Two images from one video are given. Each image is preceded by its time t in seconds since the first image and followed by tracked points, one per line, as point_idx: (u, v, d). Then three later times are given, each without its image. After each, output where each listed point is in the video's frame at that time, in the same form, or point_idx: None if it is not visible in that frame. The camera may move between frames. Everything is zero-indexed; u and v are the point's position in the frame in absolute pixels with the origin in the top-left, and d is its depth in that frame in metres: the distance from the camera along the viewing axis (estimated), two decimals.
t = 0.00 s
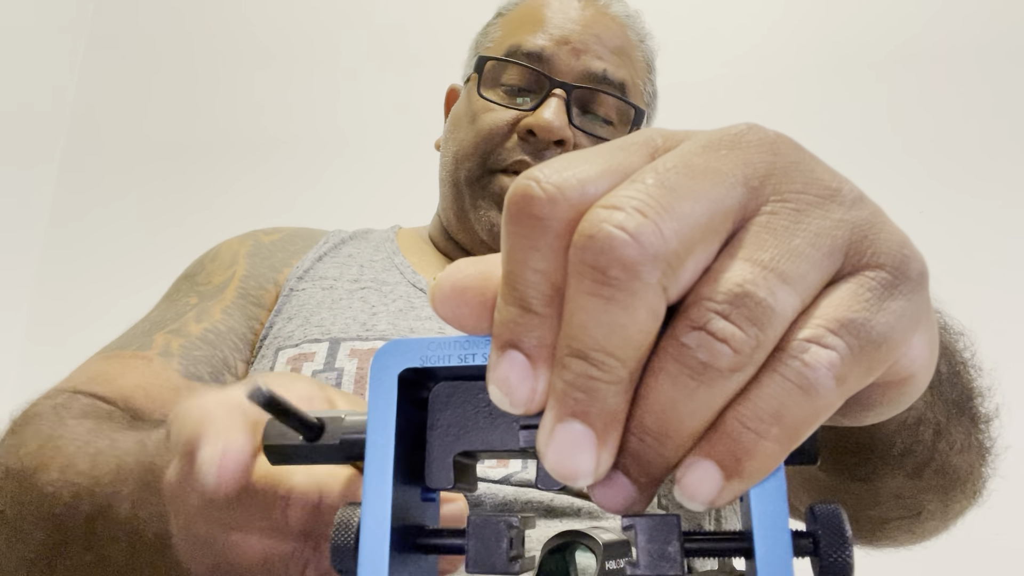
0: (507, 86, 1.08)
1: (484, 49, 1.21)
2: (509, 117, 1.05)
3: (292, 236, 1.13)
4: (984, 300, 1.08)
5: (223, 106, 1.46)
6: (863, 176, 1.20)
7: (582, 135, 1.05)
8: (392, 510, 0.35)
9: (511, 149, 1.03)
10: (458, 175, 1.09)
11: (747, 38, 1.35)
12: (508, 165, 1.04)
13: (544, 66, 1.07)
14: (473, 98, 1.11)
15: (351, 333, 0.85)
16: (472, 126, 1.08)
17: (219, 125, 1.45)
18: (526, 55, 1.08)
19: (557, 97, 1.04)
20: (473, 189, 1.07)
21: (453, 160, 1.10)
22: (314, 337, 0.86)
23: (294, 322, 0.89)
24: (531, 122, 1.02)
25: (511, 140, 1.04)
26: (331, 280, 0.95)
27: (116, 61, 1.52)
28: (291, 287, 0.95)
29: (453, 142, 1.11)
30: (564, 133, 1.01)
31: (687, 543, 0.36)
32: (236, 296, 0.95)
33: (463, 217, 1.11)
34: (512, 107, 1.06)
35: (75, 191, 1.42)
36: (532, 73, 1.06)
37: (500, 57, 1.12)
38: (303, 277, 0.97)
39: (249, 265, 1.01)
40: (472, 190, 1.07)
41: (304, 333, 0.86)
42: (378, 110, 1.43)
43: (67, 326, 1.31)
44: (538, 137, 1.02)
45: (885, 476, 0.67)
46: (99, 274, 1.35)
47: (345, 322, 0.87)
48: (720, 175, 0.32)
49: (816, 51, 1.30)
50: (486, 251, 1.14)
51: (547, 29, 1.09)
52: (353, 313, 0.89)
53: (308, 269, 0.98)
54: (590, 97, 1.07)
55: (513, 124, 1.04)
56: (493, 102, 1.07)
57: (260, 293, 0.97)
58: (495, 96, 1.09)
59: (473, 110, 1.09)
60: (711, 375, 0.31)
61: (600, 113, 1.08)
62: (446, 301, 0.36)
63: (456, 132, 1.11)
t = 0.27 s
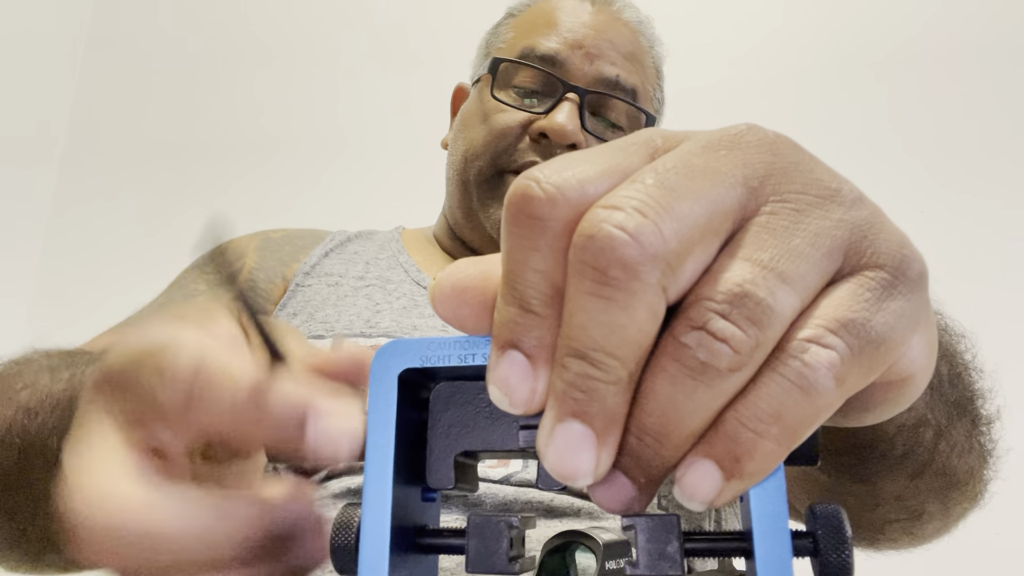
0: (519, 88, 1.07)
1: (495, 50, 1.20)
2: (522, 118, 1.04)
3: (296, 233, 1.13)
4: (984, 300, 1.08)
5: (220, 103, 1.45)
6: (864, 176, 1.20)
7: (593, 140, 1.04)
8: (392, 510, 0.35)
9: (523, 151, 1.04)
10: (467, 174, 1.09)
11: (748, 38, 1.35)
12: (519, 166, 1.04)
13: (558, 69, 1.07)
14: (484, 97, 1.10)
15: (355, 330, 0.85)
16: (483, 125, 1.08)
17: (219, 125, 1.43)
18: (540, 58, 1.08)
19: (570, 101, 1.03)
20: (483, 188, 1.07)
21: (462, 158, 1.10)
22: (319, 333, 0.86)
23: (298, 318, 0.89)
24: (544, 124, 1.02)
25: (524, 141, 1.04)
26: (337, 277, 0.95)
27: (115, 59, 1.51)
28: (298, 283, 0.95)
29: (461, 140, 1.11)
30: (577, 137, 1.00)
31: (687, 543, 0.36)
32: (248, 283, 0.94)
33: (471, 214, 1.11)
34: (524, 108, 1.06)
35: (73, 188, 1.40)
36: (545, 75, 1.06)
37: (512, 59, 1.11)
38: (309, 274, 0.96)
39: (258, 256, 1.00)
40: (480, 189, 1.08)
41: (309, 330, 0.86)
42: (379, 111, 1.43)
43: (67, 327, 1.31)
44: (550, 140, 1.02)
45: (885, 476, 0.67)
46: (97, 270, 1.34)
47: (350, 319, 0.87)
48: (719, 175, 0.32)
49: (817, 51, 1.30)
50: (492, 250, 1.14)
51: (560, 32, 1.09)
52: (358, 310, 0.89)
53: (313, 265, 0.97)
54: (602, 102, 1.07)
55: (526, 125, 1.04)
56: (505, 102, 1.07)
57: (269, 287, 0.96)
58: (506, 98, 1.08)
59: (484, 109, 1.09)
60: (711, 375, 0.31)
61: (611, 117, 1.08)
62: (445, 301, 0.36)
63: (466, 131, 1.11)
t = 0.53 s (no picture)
0: (530, 90, 1.07)
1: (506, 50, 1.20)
2: (533, 120, 1.05)
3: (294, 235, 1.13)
4: (984, 300, 1.08)
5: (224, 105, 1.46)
6: (865, 177, 1.20)
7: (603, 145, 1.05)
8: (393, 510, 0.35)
9: (535, 153, 1.04)
10: (476, 174, 1.08)
11: (749, 38, 1.35)
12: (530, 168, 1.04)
13: (571, 72, 1.08)
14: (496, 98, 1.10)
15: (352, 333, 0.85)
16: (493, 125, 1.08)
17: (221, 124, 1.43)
18: (552, 61, 1.08)
19: (582, 105, 1.04)
20: (493, 189, 1.07)
21: (472, 158, 1.09)
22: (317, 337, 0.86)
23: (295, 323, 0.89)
24: (555, 127, 1.02)
25: (534, 143, 1.04)
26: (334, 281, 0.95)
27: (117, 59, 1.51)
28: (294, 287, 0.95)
29: (470, 141, 1.11)
30: (587, 143, 1.02)
31: (687, 543, 0.36)
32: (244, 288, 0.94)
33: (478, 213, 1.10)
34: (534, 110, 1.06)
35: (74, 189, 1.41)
36: (558, 78, 1.06)
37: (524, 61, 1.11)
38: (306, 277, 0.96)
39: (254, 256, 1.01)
40: (490, 189, 1.07)
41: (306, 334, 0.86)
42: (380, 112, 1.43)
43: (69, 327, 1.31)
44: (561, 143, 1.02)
45: (884, 477, 0.67)
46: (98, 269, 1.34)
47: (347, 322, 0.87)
48: (720, 176, 0.32)
49: (818, 51, 1.30)
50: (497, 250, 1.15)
51: (573, 35, 1.09)
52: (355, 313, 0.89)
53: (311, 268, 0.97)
54: (612, 107, 1.07)
55: (536, 128, 1.04)
56: (518, 103, 1.07)
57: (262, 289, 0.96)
58: (518, 99, 1.08)
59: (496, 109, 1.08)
60: (711, 376, 0.31)
61: (620, 122, 1.08)
62: (446, 302, 0.36)
63: (476, 131, 1.11)
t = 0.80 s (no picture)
0: (533, 92, 1.08)
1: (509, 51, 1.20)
2: (534, 123, 1.05)
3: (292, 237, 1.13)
4: (982, 301, 1.08)
5: (224, 105, 1.46)
6: (863, 176, 1.20)
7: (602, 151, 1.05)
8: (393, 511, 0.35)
9: (535, 156, 1.04)
10: (476, 175, 1.09)
11: (749, 36, 1.35)
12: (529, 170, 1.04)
13: (572, 77, 1.07)
14: (498, 99, 1.10)
15: (347, 335, 0.85)
16: (494, 127, 1.08)
17: (219, 125, 1.45)
18: (554, 64, 1.08)
19: (584, 110, 1.04)
20: (492, 191, 1.07)
21: (473, 159, 1.09)
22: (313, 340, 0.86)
23: (292, 325, 0.89)
24: (555, 131, 1.02)
25: (535, 147, 1.04)
26: (329, 286, 0.95)
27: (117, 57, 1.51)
28: (288, 293, 0.95)
29: (472, 141, 1.11)
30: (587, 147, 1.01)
31: (688, 542, 0.36)
32: (230, 299, 0.95)
33: (478, 214, 1.11)
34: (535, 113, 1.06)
35: (74, 188, 1.42)
36: (560, 82, 1.06)
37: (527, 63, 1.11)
38: (301, 281, 0.96)
39: (248, 265, 1.02)
40: (490, 191, 1.07)
41: (302, 336, 0.87)
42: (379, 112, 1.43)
43: (69, 327, 1.32)
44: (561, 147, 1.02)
45: (883, 477, 0.67)
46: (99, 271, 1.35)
47: (343, 324, 0.87)
48: (720, 177, 0.32)
49: (818, 50, 1.30)
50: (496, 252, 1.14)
51: (576, 39, 1.09)
52: (351, 315, 0.89)
53: (306, 273, 0.98)
54: (612, 111, 1.07)
55: (537, 131, 1.04)
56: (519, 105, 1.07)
57: (255, 296, 0.97)
58: (520, 102, 1.08)
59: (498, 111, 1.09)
60: (712, 376, 0.31)
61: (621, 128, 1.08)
62: (446, 301, 0.36)
63: (478, 131, 1.10)
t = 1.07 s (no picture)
0: (524, 90, 1.08)
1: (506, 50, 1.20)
2: (524, 121, 1.05)
3: (293, 239, 1.14)
4: (982, 300, 1.08)
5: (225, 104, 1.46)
6: (863, 177, 1.20)
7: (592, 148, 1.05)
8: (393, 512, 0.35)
9: (523, 152, 1.04)
10: (466, 173, 1.09)
11: (749, 37, 1.35)
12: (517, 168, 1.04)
13: (564, 75, 1.07)
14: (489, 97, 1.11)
15: (346, 339, 0.86)
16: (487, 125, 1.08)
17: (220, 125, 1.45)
18: (546, 62, 1.08)
19: (572, 108, 1.04)
20: (482, 189, 1.07)
21: (463, 157, 1.10)
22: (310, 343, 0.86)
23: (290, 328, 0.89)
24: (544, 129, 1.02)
25: (523, 144, 1.04)
26: (327, 288, 0.95)
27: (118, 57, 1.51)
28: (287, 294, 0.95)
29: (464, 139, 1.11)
30: (575, 144, 1.01)
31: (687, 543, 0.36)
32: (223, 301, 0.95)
33: (470, 214, 1.11)
34: (528, 112, 1.06)
35: (74, 188, 1.38)
36: (551, 81, 1.06)
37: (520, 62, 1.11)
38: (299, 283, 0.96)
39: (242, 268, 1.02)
40: (479, 189, 1.07)
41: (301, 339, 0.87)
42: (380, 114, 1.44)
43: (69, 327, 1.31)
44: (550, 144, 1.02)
45: (881, 476, 0.67)
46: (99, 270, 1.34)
47: (341, 327, 0.87)
48: (721, 177, 0.32)
49: (818, 49, 1.30)
50: (489, 251, 1.14)
51: (569, 38, 1.09)
52: (350, 317, 0.89)
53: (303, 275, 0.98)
54: (605, 110, 1.07)
55: (526, 129, 1.04)
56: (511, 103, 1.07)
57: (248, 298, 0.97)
58: (512, 100, 1.09)
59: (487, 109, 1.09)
60: (713, 376, 0.31)
61: (614, 127, 1.08)
62: (446, 301, 0.36)
63: (470, 129, 1.11)
